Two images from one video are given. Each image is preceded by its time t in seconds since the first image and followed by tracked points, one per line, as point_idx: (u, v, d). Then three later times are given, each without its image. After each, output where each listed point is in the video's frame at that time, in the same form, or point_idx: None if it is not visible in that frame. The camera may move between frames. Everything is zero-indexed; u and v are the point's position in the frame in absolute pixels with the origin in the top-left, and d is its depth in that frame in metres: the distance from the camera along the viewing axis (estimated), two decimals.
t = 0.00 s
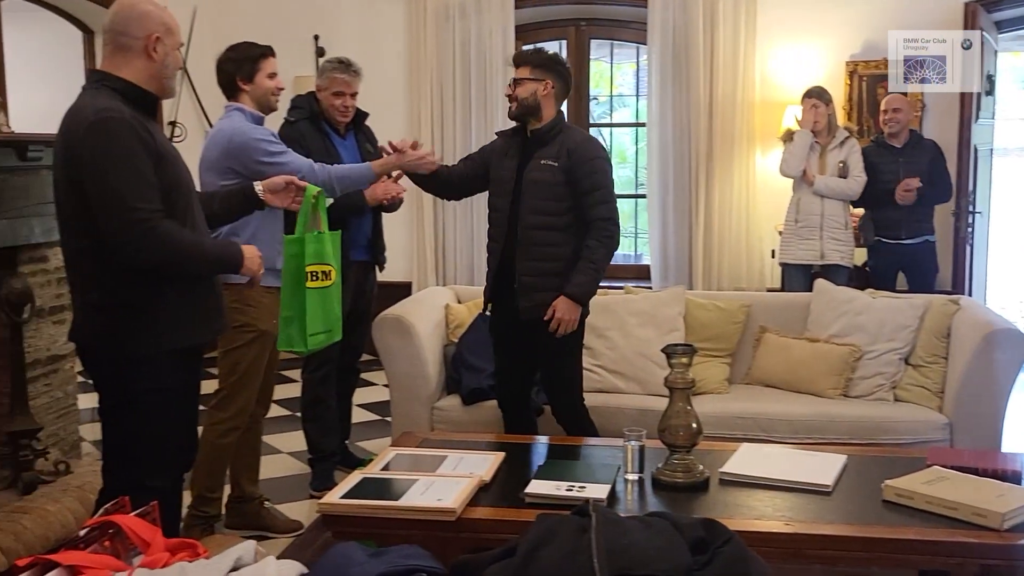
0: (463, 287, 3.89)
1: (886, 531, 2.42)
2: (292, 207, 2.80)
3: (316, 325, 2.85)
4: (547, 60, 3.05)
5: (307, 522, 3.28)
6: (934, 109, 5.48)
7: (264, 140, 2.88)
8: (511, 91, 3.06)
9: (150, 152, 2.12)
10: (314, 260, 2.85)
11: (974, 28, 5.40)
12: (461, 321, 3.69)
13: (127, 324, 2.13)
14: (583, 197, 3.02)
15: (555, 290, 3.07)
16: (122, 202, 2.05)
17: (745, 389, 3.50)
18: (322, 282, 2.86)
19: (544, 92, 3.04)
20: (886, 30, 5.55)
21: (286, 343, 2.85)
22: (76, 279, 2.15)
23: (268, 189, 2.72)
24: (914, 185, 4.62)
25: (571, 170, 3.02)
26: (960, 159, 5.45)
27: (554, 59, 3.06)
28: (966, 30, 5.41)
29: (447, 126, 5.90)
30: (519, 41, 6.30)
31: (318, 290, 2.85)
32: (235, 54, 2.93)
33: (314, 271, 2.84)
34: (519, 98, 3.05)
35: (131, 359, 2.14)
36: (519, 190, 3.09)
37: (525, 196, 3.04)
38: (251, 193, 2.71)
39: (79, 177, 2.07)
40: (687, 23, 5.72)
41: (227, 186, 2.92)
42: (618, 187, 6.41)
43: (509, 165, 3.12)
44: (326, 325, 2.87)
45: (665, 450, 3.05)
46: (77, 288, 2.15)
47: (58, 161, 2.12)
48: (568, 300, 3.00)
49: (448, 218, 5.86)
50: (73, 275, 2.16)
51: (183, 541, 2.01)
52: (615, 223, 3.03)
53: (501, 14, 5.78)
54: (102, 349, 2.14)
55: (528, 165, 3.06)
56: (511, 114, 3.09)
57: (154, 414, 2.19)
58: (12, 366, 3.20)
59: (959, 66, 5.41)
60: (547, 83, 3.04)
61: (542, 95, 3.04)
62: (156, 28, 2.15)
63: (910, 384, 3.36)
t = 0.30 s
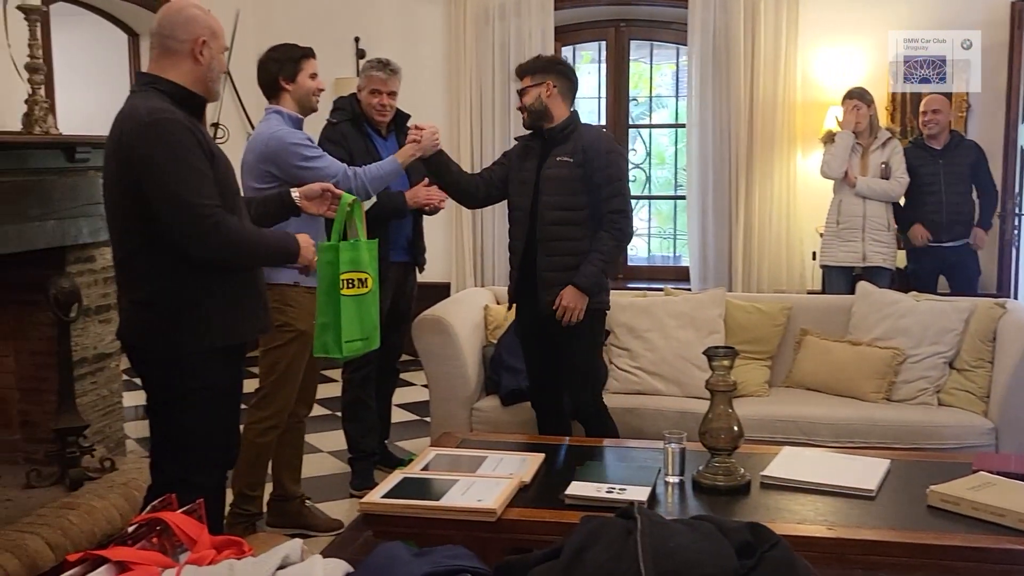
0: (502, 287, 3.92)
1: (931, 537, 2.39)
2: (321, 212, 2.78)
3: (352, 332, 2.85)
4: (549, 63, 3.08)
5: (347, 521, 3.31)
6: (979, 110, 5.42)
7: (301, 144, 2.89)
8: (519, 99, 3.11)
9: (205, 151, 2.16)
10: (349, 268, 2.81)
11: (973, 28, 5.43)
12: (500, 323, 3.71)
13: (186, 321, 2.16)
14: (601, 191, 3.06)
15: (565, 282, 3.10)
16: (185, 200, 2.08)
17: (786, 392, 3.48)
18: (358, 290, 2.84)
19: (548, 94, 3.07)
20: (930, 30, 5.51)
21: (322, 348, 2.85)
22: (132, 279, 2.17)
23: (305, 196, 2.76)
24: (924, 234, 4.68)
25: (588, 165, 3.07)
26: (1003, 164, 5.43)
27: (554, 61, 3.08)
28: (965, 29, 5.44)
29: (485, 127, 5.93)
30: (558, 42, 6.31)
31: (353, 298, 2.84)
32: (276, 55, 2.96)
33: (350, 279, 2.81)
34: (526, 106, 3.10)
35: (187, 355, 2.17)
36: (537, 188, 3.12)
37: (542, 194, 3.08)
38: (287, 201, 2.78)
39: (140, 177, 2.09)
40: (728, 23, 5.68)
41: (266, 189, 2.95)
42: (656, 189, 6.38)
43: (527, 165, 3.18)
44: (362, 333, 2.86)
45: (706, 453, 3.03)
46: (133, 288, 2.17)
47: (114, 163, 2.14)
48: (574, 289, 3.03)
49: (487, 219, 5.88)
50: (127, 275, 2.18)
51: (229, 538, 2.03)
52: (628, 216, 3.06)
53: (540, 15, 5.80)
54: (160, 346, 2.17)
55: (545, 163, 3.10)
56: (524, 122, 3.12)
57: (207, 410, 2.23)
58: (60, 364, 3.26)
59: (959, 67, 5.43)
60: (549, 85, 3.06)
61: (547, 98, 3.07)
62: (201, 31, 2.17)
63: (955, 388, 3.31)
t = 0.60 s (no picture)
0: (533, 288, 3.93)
1: (967, 542, 2.36)
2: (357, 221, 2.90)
3: (383, 336, 3.00)
4: (573, 66, 3.12)
5: (377, 520, 3.33)
6: (1015, 110, 5.38)
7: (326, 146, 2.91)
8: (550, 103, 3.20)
9: (246, 149, 2.18)
10: (381, 272, 2.97)
11: (973, 28, 5.44)
12: (530, 324, 3.72)
13: (232, 319, 2.18)
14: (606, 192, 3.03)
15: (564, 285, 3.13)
16: (232, 197, 2.10)
17: (818, 395, 3.46)
18: (389, 294, 2.99)
19: (571, 97, 3.12)
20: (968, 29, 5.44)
21: (354, 352, 3.00)
22: (178, 278, 2.19)
23: (338, 200, 2.77)
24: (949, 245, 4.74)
25: (596, 167, 3.05)
26: None
27: (579, 63, 3.12)
28: (965, 29, 5.45)
29: (516, 128, 5.94)
30: (589, 42, 6.31)
31: (384, 301, 2.98)
32: (309, 58, 2.98)
33: (382, 282, 2.97)
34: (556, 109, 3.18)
35: (233, 352, 2.20)
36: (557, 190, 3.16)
37: (558, 195, 3.14)
38: (321, 203, 2.77)
39: (183, 177, 2.12)
40: (760, 24, 5.66)
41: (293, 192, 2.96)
42: (686, 190, 6.35)
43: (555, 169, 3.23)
44: (393, 337, 3.01)
45: (738, 456, 3.02)
46: (179, 287, 2.19)
47: (156, 165, 2.16)
48: (573, 293, 3.07)
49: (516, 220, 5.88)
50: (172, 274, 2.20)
51: (264, 536, 2.04)
52: (629, 217, 3.02)
53: (571, 16, 5.80)
54: (207, 344, 2.19)
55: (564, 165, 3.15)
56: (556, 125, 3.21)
57: (250, 407, 2.25)
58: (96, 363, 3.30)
59: (958, 67, 5.42)
60: (572, 88, 3.11)
61: (571, 101, 3.13)
62: (241, 35, 2.19)
63: (991, 392, 3.28)
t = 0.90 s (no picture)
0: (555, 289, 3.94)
1: (994, 548, 2.34)
2: (384, 227, 2.97)
3: (409, 341, 3.07)
4: (581, 68, 3.12)
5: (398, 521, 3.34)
6: None
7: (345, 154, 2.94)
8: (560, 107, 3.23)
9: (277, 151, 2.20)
10: (408, 277, 3.06)
11: (971, 28, 5.44)
12: (552, 325, 3.73)
13: (267, 314, 2.20)
14: (610, 196, 3.01)
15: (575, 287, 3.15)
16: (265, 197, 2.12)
17: (840, 398, 3.44)
18: (415, 299, 3.07)
19: (579, 100, 3.13)
20: (993, 30, 5.40)
21: (380, 355, 3.07)
22: (215, 275, 2.21)
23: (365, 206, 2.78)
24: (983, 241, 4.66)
25: (599, 170, 3.04)
26: None
27: (586, 65, 3.12)
28: (964, 29, 5.45)
29: (537, 129, 5.95)
30: (610, 44, 6.31)
31: (410, 306, 3.06)
32: (336, 62, 2.99)
33: (408, 288, 3.05)
34: (566, 112, 3.21)
35: (268, 349, 2.21)
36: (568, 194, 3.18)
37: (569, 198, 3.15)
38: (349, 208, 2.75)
39: (215, 179, 2.13)
40: (783, 25, 5.65)
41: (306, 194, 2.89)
42: (707, 191, 6.34)
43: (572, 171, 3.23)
44: (418, 341, 3.09)
45: (761, 459, 3.01)
46: (215, 285, 2.21)
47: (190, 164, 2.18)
48: (579, 297, 3.05)
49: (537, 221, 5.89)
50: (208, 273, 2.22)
51: (288, 536, 2.06)
52: (630, 218, 3.00)
53: (592, 18, 5.81)
54: (243, 340, 2.20)
55: (574, 168, 3.16)
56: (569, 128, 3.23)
57: (282, 405, 2.27)
58: (121, 363, 3.33)
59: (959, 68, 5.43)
60: (579, 92, 3.13)
61: (579, 103, 3.14)
62: (269, 40, 2.21)
63: (1016, 396, 3.26)
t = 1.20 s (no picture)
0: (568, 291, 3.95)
1: (1014, 553, 2.33)
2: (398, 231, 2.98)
3: (430, 345, 3.08)
4: (592, 70, 3.09)
5: (413, 521, 3.34)
6: None
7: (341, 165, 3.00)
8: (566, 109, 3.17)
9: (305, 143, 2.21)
10: (426, 282, 3.05)
11: (974, 28, 5.44)
12: (566, 327, 3.74)
13: (291, 312, 2.21)
14: (626, 198, 3.01)
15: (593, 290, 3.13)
16: (301, 185, 2.12)
17: (856, 402, 3.44)
18: (433, 303, 3.07)
19: (593, 103, 3.11)
20: (1008, 31, 5.39)
21: (402, 361, 3.10)
22: (238, 273, 2.22)
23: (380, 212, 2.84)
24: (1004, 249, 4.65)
25: (612, 172, 3.03)
26: None
27: (596, 67, 3.09)
28: (964, 29, 5.45)
29: (551, 131, 5.96)
30: (625, 46, 6.31)
31: (430, 311, 3.06)
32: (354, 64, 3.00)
33: (427, 293, 3.06)
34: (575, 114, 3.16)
35: (288, 348, 2.22)
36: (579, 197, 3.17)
37: (581, 201, 3.13)
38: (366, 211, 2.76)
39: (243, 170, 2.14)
40: (798, 27, 5.64)
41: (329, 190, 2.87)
42: (721, 193, 6.34)
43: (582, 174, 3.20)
44: (438, 344, 3.10)
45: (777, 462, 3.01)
46: (239, 283, 2.22)
47: (216, 161, 2.18)
48: (602, 299, 3.04)
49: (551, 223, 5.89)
50: (232, 270, 2.23)
51: (306, 537, 2.06)
52: (646, 218, 3.00)
53: (607, 22, 5.83)
54: (265, 338, 2.21)
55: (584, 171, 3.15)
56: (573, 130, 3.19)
57: (305, 401, 2.29)
58: (138, 362, 3.35)
59: (960, 67, 5.44)
60: (593, 95, 3.10)
61: (592, 106, 3.12)
62: (291, 43, 2.22)
63: None
